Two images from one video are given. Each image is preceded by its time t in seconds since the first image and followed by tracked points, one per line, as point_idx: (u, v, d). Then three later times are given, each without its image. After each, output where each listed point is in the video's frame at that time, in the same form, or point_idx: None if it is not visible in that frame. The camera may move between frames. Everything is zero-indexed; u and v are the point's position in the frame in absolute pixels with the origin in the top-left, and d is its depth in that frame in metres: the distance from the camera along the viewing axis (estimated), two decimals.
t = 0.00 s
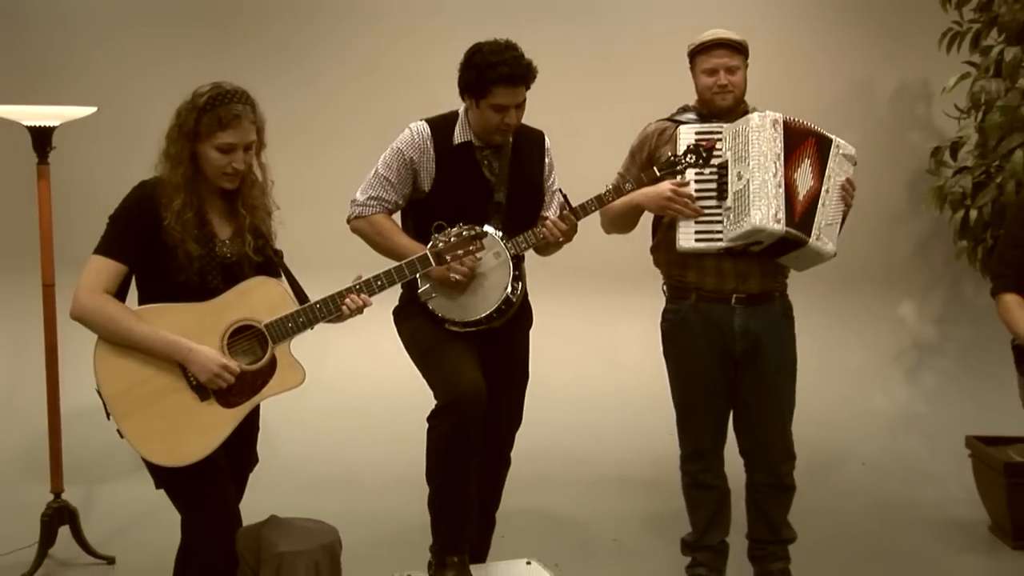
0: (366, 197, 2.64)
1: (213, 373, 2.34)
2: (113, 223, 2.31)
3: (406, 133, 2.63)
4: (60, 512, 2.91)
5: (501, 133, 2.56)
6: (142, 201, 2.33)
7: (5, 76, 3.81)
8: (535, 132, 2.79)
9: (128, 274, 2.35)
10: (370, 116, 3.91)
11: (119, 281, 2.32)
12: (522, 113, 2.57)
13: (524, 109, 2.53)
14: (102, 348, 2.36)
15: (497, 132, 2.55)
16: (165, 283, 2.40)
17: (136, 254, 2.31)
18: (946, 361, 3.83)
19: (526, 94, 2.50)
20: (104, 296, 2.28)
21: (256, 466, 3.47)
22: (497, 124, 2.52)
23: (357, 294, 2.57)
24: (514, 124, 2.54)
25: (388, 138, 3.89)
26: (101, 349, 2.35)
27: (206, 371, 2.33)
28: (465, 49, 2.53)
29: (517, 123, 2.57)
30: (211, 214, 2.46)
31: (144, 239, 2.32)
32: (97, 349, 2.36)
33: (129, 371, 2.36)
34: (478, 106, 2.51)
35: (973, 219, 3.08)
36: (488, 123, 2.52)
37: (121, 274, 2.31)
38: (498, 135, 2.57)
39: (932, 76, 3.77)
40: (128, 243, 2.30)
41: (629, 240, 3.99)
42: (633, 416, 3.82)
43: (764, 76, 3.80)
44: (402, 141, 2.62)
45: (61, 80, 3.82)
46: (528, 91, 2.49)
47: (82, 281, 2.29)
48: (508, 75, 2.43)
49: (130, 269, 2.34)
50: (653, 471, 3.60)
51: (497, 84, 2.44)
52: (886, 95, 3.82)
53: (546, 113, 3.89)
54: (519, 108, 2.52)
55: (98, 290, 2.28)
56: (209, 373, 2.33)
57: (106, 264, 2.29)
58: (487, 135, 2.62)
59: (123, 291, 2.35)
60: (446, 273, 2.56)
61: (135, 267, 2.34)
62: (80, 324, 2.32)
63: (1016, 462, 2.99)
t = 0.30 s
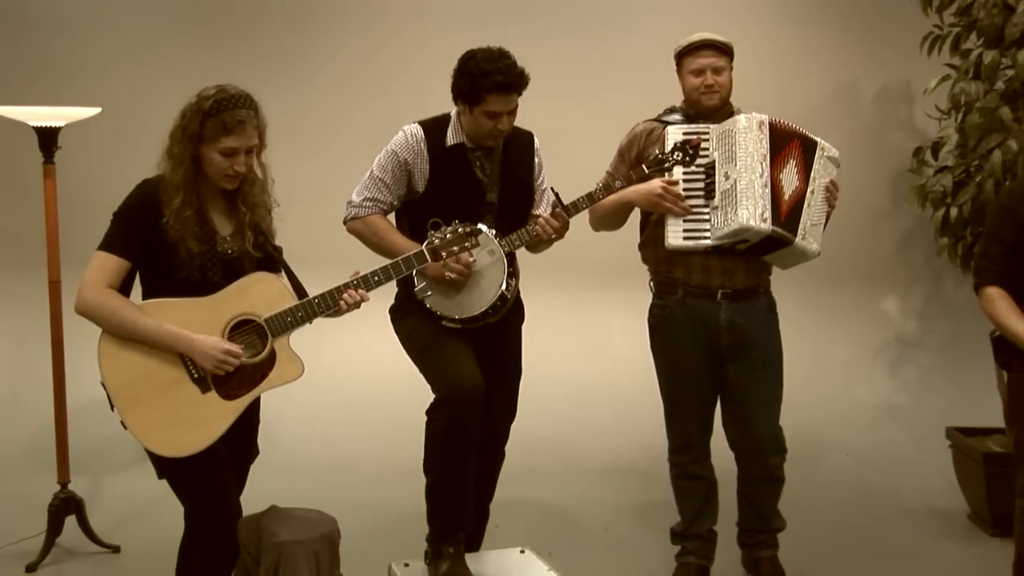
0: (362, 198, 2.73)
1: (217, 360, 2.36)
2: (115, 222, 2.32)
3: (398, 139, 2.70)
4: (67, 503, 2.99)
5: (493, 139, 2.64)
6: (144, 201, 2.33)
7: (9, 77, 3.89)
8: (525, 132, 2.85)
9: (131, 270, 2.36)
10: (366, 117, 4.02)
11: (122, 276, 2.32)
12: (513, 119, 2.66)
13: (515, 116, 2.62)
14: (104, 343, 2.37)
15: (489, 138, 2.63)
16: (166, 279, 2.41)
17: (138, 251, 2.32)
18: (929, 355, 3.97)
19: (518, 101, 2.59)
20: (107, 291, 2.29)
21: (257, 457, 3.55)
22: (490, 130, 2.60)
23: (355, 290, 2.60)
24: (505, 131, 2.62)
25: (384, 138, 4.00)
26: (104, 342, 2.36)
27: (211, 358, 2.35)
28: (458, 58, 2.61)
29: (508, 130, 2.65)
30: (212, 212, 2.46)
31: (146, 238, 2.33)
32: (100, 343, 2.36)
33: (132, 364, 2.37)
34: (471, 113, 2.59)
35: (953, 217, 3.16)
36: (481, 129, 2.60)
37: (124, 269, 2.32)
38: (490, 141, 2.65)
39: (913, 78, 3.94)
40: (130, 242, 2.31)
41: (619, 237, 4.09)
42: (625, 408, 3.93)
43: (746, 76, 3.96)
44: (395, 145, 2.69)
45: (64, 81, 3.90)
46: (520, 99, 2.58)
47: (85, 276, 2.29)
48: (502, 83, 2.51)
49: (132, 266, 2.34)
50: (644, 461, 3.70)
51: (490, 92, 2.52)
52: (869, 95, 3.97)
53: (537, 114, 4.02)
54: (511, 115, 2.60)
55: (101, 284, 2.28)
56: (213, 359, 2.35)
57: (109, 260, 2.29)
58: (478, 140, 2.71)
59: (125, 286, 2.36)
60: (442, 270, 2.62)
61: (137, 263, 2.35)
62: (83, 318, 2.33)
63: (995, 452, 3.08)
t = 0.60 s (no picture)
0: (359, 197, 2.81)
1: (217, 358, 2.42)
2: (122, 222, 2.39)
3: (396, 137, 2.78)
4: (73, 495, 3.07)
5: (485, 135, 2.72)
6: (151, 200, 2.41)
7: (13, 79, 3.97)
8: (518, 131, 2.95)
9: (135, 270, 2.43)
10: (363, 118, 4.11)
11: (126, 274, 2.39)
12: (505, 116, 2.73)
13: (506, 112, 2.69)
14: (109, 340, 2.43)
15: (482, 134, 2.71)
16: (170, 278, 2.48)
17: (143, 250, 2.39)
18: (910, 350, 4.08)
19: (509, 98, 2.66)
20: (111, 289, 2.36)
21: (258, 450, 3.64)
22: (483, 127, 2.68)
23: (355, 288, 2.65)
24: (497, 127, 2.70)
25: (380, 138, 4.09)
26: (109, 340, 2.43)
27: (212, 351, 2.41)
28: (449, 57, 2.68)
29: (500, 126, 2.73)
30: (216, 211, 2.53)
31: (151, 237, 2.40)
32: (105, 340, 2.43)
33: (135, 361, 2.44)
34: (463, 110, 2.66)
35: (934, 216, 3.27)
36: (474, 126, 2.68)
37: (128, 267, 2.39)
38: (483, 137, 2.73)
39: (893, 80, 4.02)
40: (136, 240, 2.38)
41: (611, 235, 4.18)
42: (616, 404, 4.03)
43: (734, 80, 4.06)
44: (391, 146, 2.77)
45: (67, 84, 3.98)
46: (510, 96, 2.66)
47: (90, 274, 2.36)
48: (492, 80, 2.58)
49: (137, 265, 2.41)
50: (635, 454, 3.80)
51: (481, 89, 2.59)
52: (852, 98, 4.08)
53: (530, 115, 4.11)
54: (502, 111, 2.67)
55: (106, 282, 2.36)
56: (214, 353, 2.42)
57: (115, 259, 2.37)
58: (471, 138, 2.78)
59: (130, 283, 2.43)
60: (439, 269, 2.69)
61: (141, 261, 2.42)
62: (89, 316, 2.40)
63: (974, 444, 3.19)
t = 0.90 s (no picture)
0: (356, 197, 2.88)
1: (221, 357, 2.48)
2: (129, 223, 2.45)
3: (394, 138, 2.87)
4: (78, 487, 3.15)
5: (481, 142, 2.80)
6: (158, 203, 2.47)
7: (15, 81, 4.04)
8: (513, 134, 3.03)
9: (141, 270, 2.49)
10: (359, 119, 4.19)
11: (132, 273, 2.46)
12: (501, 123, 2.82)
13: (503, 120, 2.78)
14: (115, 338, 2.50)
15: (478, 141, 2.80)
16: (175, 278, 2.55)
17: (148, 251, 2.46)
18: (892, 346, 4.20)
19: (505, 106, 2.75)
20: (118, 288, 2.42)
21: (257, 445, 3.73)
22: (479, 133, 2.76)
23: (355, 287, 2.74)
24: (493, 134, 2.78)
25: (376, 140, 4.17)
26: (115, 339, 2.50)
27: (216, 352, 2.48)
28: (448, 65, 2.77)
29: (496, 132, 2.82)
30: (220, 213, 2.60)
31: (158, 239, 2.47)
32: (111, 339, 2.49)
33: (141, 359, 2.50)
34: (460, 117, 2.75)
35: (916, 216, 3.36)
36: (470, 133, 2.76)
37: (134, 267, 2.45)
38: (479, 144, 2.82)
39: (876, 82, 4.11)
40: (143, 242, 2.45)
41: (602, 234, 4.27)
42: (607, 399, 4.13)
43: (721, 83, 4.15)
44: (389, 147, 2.86)
45: (68, 86, 4.05)
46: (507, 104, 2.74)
47: (97, 274, 2.42)
48: (489, 90, 2.67)
49: (143, 264, 2.48)
50: (625, 448, 3.89)
51: (478, 98, 2.68)
52: (837, 100, 4.18)
53: (522, 116, 4.20)
54: (498, 119, 2.76)
55: (113, 281, 2.42)
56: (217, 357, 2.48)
57: (122, 259, 2.43)
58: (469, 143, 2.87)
59: (136, 283, 2.49)
60: (433, 266, 2.78)
61: (146, 261, 2.49)
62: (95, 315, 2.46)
63: (954, 437, 3.29)
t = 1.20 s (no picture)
0: (352, 196, 2.97)
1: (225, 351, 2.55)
2: (133, 219, 2.53)
3: (389, 138, 2.96)
4: (84, 480, 3.23)
5: (474, 138, 2.88)
6: (160, 200, 2.55)
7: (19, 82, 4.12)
8: (505, 135, 3.12)
9: (145, 265, 2.57)
10: (356, 120, 4.28)
11: (138, 268, 2.52)
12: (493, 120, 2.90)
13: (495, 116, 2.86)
14: (121, 330, 2.56)
15: (471, 136, 2.88)
16: (179, 273, 2.63)
17: (152, 246, 2.53)
18: (876, 341, 4.30)
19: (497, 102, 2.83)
20: (125, 281, 2.49)
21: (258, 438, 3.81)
22: (471, 129, 2.84)
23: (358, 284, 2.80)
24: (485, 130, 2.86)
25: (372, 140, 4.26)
26: (121, 331, 2.56)
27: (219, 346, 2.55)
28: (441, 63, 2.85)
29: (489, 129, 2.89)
30: (222, 210, 2.68)
31: (161, 235, 2.54)
32: (117, 331, 2.56)
33: (146, 351, 2.57)
34: (453, 113, 2.83)
35: (899, 215, 3.46)
36: (463, 128, 2.84)
37: (139, 262, 2.52)
38: (472, 140, 2.89)
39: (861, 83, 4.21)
40: (146, 238, 2.52)
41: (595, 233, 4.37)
42: (599, 395, 4.23)
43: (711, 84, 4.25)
44: (384, 146, 2.95)
45: (72, 88, 4.13)
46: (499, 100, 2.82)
47: (104, 267, 2.49)
48: (481, 86, 2.75)
49: (147, 260, 2.55)
50: (617, 441, 3.99)
51: (471, 93, 2.76)
52: (823, 100, 4.28)
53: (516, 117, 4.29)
54: (490, 115, 2.84)
55: (120, 275, 2.49)
56: (229, 332, 2.57)
57: (126, 254, 2.50)
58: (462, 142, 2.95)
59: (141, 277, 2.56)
60: (429, 265, 2.85)
61: (150, 257, 2.56)
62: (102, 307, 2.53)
63: (935, 429, 3.39)
